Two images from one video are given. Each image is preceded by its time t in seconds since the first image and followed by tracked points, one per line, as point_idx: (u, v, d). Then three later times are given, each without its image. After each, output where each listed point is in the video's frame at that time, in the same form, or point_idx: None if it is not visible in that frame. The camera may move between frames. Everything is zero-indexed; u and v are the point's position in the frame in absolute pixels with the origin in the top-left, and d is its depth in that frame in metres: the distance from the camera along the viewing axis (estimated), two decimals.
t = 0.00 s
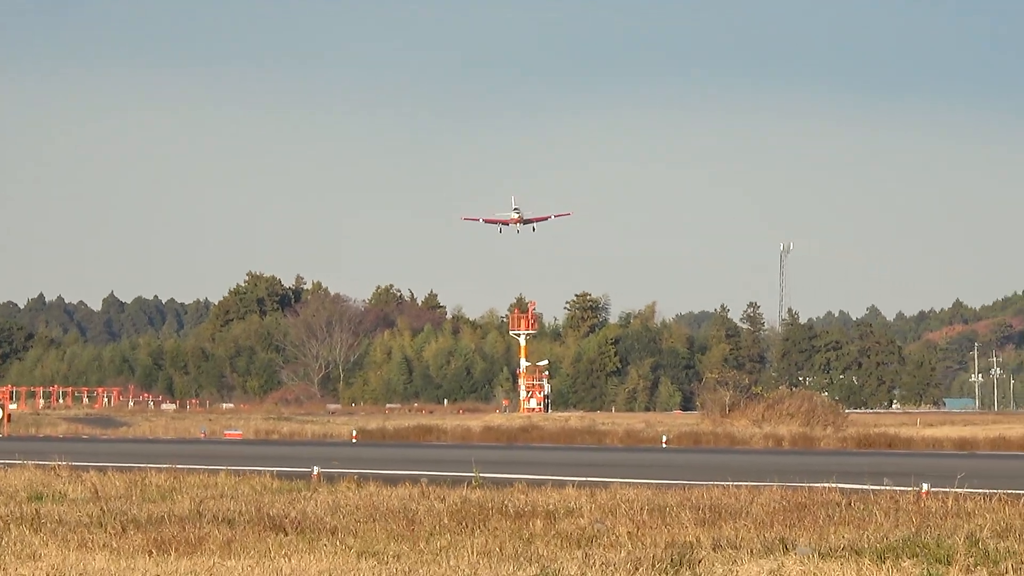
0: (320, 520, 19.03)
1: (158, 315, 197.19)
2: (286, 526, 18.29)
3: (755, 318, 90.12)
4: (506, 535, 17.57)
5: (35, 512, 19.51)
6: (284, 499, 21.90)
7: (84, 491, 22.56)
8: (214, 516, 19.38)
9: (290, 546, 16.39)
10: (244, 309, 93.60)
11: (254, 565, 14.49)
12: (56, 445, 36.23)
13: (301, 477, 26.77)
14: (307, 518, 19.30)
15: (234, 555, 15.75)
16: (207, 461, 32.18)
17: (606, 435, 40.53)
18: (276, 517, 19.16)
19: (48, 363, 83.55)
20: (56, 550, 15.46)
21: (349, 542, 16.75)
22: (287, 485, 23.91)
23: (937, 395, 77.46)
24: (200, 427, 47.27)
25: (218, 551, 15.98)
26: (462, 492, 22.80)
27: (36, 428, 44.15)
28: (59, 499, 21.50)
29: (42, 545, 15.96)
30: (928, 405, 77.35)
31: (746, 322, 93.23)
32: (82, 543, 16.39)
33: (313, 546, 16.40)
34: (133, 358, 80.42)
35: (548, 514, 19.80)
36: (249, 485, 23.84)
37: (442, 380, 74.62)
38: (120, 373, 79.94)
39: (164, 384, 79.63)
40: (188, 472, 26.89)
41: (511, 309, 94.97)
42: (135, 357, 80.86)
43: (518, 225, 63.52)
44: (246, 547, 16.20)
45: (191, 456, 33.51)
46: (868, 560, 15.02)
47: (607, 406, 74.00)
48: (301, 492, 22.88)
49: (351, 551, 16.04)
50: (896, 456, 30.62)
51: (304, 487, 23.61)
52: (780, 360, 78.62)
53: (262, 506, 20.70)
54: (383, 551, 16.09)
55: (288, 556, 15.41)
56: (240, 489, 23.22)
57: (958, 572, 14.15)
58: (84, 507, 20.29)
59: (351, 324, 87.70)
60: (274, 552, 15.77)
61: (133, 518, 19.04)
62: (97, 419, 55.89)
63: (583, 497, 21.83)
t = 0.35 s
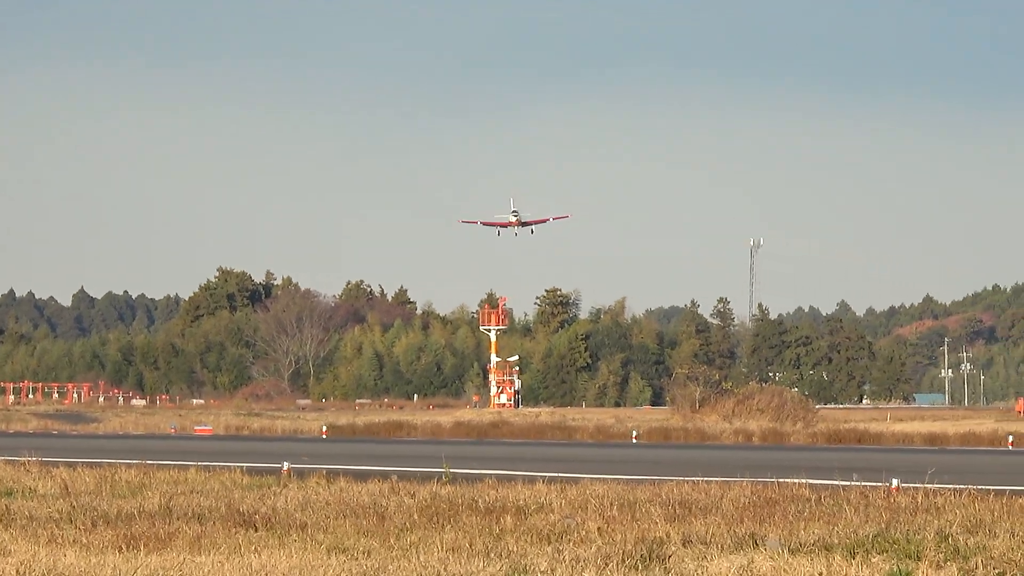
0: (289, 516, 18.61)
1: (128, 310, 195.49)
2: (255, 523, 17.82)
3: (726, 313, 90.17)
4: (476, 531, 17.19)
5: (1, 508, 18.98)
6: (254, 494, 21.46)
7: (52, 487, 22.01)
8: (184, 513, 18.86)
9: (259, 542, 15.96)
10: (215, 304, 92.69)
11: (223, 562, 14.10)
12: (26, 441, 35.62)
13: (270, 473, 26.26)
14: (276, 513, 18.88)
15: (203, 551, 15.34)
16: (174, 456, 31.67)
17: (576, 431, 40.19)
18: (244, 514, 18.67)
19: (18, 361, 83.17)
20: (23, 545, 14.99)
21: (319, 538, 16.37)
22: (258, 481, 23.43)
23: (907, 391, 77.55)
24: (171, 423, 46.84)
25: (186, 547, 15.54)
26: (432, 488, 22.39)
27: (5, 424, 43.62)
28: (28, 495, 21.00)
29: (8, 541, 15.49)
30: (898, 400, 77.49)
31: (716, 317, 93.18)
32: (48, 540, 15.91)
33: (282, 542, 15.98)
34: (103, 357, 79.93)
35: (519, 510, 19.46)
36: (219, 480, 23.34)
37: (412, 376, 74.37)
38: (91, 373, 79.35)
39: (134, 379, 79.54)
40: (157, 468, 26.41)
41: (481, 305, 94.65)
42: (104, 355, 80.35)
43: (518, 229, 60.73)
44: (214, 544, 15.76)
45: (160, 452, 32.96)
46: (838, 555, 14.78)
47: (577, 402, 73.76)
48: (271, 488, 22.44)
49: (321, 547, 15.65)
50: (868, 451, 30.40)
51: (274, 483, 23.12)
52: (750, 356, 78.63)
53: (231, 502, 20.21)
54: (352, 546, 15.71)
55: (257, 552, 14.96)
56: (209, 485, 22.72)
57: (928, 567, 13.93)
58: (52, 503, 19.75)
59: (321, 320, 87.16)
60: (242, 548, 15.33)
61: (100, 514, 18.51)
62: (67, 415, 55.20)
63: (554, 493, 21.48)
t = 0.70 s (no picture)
0: (259, 511, 18.30)
1: (98, 306, 193.94)
2: (225, 518, 17.53)
3: (695, 309, 90.41)
4: (447, 526, 16.97)
5: None
6: (224, 490, 21.12)
7: (21, 482, 21.69)
8: (154, 508, 18.55)
9: (229, 537, 15.67)
10: (184, 299, 91.69)
11: (193, 556, 13.82)
12: None
13: (238, 468, 26.01)
14: (245, 509, 18.55)
15: (173, 545, 15.03)
16: (141, 451, 31.25)
17: (546, 426, 40.08)
18: (213, 508, 18.38)
19: None
20: None
21: (288, 533, 16.08)
22: (227, 476, 23.11)
23: (876, 386, 78.16)
24: (141, 418, 46.59)
25: (155, 542, 15.26)
26: (402, 483, 22.17)
27: None
28: None
29: None
30: (867, 396, 77.87)
31: (685, 313, 93.17)
32: (17, 535, 15.65)
33: (252, 537, 15.69)
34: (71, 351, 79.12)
35: (488, 505, 19.27)
36: (188, 476, 23.01)
37: (382, 371, 74.18)
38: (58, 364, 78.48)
39: (102, 374, 78.60)
40: (126, 463, 26.08)
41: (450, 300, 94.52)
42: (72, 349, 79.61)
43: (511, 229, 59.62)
44: (183, 538, 15.47)
45: (131, 446, 32.59)
46: (806, 550, 14.64)
47: (547, 398, 73.74)
48: (241, 483, 22.10)
49: (290, 542, 15.36)
50: (833, 447, 30.53)
51: (244, 478, 22.84)
52: (720, 351, 78.83)
53: (200, 497, 19.91)
54: (322, 541, 15.43)
55: (228, 547, 14.69)
56: (179, 480, 22.40)
57: (896, 562, 13.82)
58: (22, 497, 19.43)
59: (291, 315, 86.51)
60: (213, 543, 15.06)
61: (70, 509, 18.21)
62: (37, 410, 54.76)
63: (523, 488, 21.32)
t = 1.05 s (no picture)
0: (229, 506, 17.92)
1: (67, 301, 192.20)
2: (193, 513, 17.19)
3: (663, 303, 90.58)
4: (416, 521, 16.69)
5: None
6: (192, 485, 20.69)
7: None
8: (123, 503, 18.18)
9: (197, 532, 15.32)
10: (153, 295, 90.99)
11: (162, 551, 13.51)
12: None
13: (207, 463, 25.63)
14: (215, 504, 18.15)
15: (141, 541, 14.62)
16: (107, 446, 30.73)
17: (515, 421, 39.85)
18: (182, 504, 18.02)
19: None
20: None
21: (257, 529, 15.70)
22: (197, 471, 22.72)
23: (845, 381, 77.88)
24: (110, 413, 46.09)
25: (124, 537, 14.91)
26: (371, 478, 21.88)
27: None
28: None
29: None
30: (836, 391, 77.89)
31: (654, 308, 93.17)
32: None
33: (221, 532, 15.36)
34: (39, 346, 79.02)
35: (458, 499, 19.02)
36: (157, 471, 22.60)
37: (350, 366, 73.71)
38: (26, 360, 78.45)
39: (72, 370, 78.55)
40: (96, 458, 25.64)
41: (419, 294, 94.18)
42: (41, 345, 79.49)
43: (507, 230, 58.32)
44: (151, 533, 15.13)
45: (100, 441, 32.12)
46: (774, 546, 14.41)
47: (516, 393, 73.68)
48: (210, 479, 21.68)
49: (259, 537, 15.00)
50: (800, 442, 30.56)
51: (214, 473, 22.44)
52: (688, 347, 78.45)
53: (170, 492, 19.54)
54: (290, 536, 15.08)
55: (196, 542, 14.36)
56: (148, 475, 21.98)
57: (865, 557, 13.55)
58: None
59: (260, 311, 85.58)
60: (182, 538, 14.71)
61: (39, 504, 17.82)
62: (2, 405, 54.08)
63: (493, 483, 21.08)
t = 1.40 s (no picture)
0: (196, 502, 17.56)
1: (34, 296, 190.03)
2: (160, 509, 16.80)
3: (632, 300, 90.52)
4: (382, 518, 16.37)
5: None
6: (160, 481, 20.32)
7: None
8: (90, 499, 17.76)
9: (162, 528, 14.93)
10: (121, 291, 89.86)
11: (129, 547, 13.12)
12: None
13: (173, 460, 25.18)
14: (182, 501, 17.78)
15: (107, 537, 14.26)
16: (73, 442, 30.24)
17: (482, 418, 39.56)
18: (148, 500, 17.61)
19: None
20: None
21: (225, 525, 15.37)
22: (164, 467, 22.25)
23: (813, 377, 78.00)
24: (77, 409, 45.51)
25: (89, 533, 14.52)
26: (339, 474, 21.49)
27: None
28: None
29: None
30: (804, 387, 77.80)
31: (622, 304, 93.13)
32: None
33: (186, 528, 14.96)
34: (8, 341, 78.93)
35: (424, 496, 18.71)
36: (124, 467, 22.12)
37: (319, 362, 73.19)
38: None
39: (40, 365, 78.61)
40: (63, 454, 25.13)
41: (388, 289, 93.88)
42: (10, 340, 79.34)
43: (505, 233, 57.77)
44: (117, 529, 14.73)
45: (66, 437, 31.55)
46: (742, 542, 14.21)
47: (484, 389, 73.43)
48: (178, 475, 21.28)
49: (226, 533, 14.66)
50: (767, 439, 30.53)
51: (180, 469, 21.99)
52: (656, 343, 79.34)
53: (137, 488, 19.11)
54: (258, 533, 14.76)
55: (164, 538, 13.98)
56: (115, 471, 21.52)
57: (833, 554, 13.35)
58: None
59: (228, 306, 84.73)
60: (149, 534, 14.31)
61: (6, 502, 17.37)
62: None
63: (460, 480, 20.77)
